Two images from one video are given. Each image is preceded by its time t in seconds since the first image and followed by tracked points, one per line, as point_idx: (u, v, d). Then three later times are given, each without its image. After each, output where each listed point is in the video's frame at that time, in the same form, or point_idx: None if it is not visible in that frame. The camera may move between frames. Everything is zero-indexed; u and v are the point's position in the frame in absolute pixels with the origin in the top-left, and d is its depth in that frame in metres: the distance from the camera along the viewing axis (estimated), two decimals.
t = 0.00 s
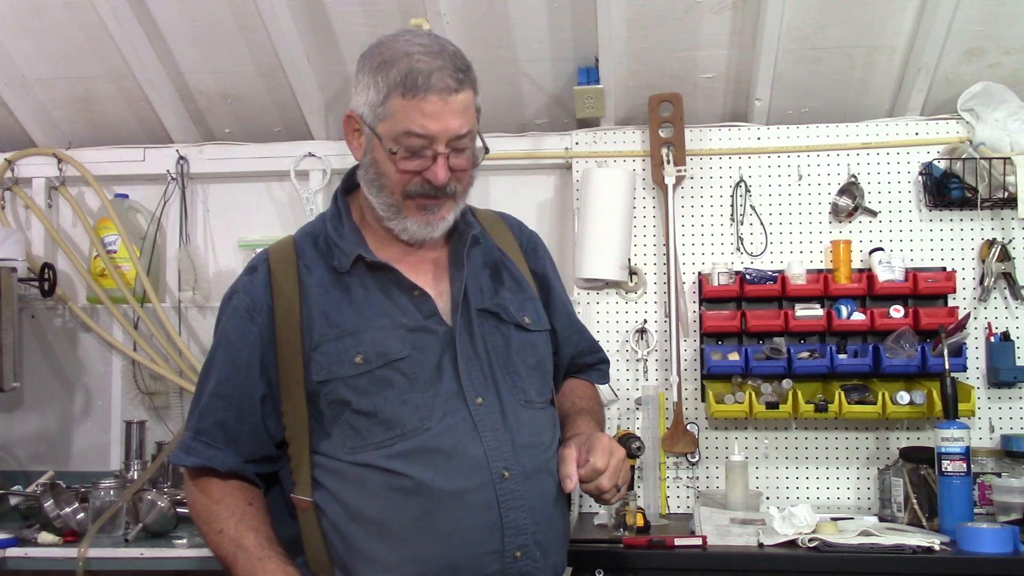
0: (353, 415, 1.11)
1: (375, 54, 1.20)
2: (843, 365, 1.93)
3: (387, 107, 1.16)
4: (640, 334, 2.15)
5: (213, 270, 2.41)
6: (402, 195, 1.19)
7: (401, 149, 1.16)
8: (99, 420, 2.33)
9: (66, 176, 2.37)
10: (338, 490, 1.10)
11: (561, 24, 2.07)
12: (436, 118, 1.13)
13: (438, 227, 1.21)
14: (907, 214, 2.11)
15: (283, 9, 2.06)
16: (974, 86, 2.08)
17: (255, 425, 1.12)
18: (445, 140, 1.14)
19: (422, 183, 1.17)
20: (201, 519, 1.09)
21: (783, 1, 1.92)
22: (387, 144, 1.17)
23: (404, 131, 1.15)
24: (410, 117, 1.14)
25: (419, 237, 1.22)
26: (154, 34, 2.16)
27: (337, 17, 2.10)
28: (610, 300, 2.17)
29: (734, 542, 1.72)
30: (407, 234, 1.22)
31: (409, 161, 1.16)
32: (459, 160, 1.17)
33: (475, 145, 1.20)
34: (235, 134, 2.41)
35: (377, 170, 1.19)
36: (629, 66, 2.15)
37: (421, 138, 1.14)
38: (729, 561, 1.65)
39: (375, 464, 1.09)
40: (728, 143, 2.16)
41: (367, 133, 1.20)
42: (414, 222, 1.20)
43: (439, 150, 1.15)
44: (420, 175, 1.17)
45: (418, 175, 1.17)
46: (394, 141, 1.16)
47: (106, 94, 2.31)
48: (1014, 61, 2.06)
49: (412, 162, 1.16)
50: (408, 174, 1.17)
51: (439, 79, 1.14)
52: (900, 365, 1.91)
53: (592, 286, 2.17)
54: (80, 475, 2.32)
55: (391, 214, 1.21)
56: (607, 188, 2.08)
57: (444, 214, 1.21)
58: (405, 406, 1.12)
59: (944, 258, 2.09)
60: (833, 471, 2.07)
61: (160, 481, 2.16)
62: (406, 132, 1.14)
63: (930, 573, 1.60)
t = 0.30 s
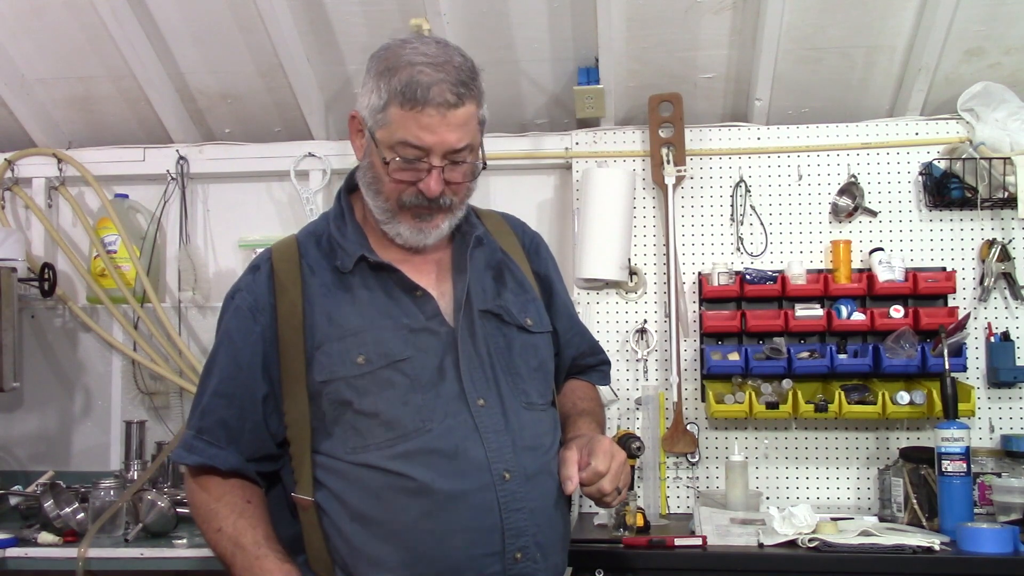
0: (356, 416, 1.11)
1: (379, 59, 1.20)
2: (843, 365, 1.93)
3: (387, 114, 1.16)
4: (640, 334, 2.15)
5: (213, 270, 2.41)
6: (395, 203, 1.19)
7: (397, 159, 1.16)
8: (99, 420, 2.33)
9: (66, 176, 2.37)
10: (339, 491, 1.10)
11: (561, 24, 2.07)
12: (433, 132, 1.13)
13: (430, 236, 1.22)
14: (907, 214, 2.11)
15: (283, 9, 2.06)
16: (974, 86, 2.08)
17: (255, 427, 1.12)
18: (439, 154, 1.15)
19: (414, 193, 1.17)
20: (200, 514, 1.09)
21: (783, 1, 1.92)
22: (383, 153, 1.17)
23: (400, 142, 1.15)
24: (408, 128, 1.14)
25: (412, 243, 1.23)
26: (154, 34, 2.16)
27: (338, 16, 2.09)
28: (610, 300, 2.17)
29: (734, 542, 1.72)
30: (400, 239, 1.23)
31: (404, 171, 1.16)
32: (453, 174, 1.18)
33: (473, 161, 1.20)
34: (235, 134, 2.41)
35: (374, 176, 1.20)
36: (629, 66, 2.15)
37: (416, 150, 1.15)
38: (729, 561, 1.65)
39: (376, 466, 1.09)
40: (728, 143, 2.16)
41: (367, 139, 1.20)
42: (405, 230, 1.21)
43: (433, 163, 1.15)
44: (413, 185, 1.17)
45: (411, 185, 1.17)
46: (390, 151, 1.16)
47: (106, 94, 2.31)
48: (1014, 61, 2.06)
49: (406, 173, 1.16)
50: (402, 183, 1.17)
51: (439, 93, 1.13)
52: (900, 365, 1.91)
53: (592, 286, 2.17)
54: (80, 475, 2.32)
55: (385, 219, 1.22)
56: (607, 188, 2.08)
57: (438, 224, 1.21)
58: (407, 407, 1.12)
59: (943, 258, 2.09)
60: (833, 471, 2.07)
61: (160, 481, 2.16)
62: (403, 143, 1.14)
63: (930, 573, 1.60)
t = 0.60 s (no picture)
0: (359, 417, 1.12)
1: (388, 56, 1.19)
2: (843, 365, 1.93)
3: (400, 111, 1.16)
4: (640, 334, 2.15)
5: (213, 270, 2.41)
6: (423, 199, 1.18)
7: (424, 152, 1.15)
8: (99, 420, 2.33)
9: (66, 176, 2.37)
10: (343, 492, 1.10)
11: (561, 24, 2.07)
12: (459, 120, 1.13)
13: (455, 229, 1.21)
14: (907, 214, 2.11)
15: (282, 9, 2.06)
16: (974, 86, 2.08)
17: (257, 428, 1.12)
18: (467, 143, 1.15)
19: (443, 185, 1.17)
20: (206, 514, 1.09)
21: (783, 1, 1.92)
22: (408, 148, 1.16)
23: (426, 134, 1.14)
24: (433, 119, 1.13)
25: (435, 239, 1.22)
26: (154, 33, 2.16)
27: (338, 16, 2.09)
28: (610, 300, 2.17)
29: (734, 542, 1.72)
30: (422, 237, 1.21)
31: (431, 164, 1.15)
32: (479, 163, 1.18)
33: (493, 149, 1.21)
34: (235, 133, 2.41)
35: (396, 174, 1.18)
36: (629, 66, 2.15)
37: (443, 141, 1.14)
38: (730, 561, 1.65)
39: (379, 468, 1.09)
40: (728, 143, 2.16)
41: (383, 137, 1.18)
42: (432, 225, 1.19)
43: (462, 153, 1.15)
44: (441, 177, 1.16)
45: (439, 178, 1.16)
46: (415, 144, 1.15)
47: (106, 93, 2.31)
48: (1014, 61, 2.06)
49: (434, 165, 1.15)
50: (429, 177, 1.16)
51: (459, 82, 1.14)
52: (900, 365, 1.91)
53: (592, 286, 2.17)
54: (80, 475, 2.32)
55: (408, 217, 1.20)
56: (607, 188, 2.08)
57: (462, 217, 1.21)
58: (410, 409, 1.12)
59: (943, 258, 2.09)
60: (833, 471, 2.07)
61: (160, 481, 2.16)
62: (430, 135, 1.14)
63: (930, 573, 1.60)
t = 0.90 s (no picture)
0: (387, 420, 1.08)
1: (418, 53, 1.16)
2: (843, 365, 1.93)
3: (428, 104, 1.12)
4: (640, 334, 2.15)
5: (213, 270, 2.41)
6: (454, 196, 1.14)
7: (458, 149, 1.11)
8: (99, 420, 2.33)
9: (66, 176, 2.37)
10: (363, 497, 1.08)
11: (561, 24, 2.07)
12: (490, 116, 1.11)
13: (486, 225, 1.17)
14: (907, 214, 2.11)
15: (283, 9, 2.05)
16: (974, 86, 2.08)
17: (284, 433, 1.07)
18: (498, 140, 1.12)
19: (475, 181, 1.13)
20: (244, 515, 1.04)
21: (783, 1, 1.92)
22: (441, 145, 1.12)
23: (460, 131, 1.11)
24: (467, 116, 1.10)
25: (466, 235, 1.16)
26: (154, 33, 2.16)
27: (338, 16, 2.09)
28: (610, 300, 2.17)
29: (734, 542, 1.72)
30: (453, 234, 1.16)
31: (463, 160, 1.12)
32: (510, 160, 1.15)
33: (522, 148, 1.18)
34: (235, 134, 2.41)
35: (428, 172, 1.13)
36: (629, 66, 2.15)
37: (475, 137, 1.11)
38: (729, 561, 1.65)
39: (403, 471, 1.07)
40: (728, 143, 2.17)
41: (414, 135, 1.14)
42: (464, 222, 1.15)
43: (493, 150, 1.12)
44: (474, 174, 1.13)
45: (471, 174, 1.13)
46: (449, 141, 1.12)
47: (106, 93, 2.30)
48: (1015, 61, 2.05)
49: (466, 162, 1.12)
50: (461, 173, 1.13)
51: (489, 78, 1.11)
52: (900, 365, 1.91)
53: (592, 286, 2.17)
54: (81, 475, 2.32)
55: (437, 214, 1.15)
56: (607, 188, 2.08)
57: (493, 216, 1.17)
58: (440, 413, 1.09)
59: (944, 258, 2.09)
60: (833, 471, 2.07)
61: (160, 481, 2.16)
62: (464, 131, 1.10)
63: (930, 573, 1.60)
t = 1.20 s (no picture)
0: (478, 419, 0.85)
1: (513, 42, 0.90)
2: (843, 365, 1.93)
3: (515, 98, 0.86)
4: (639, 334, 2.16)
5: (213, 270, 2.41)
6: (548, 200, 0.88)
7: (554, 153, 0.85)
8: (99, 420, 2.33)
9: (66, 176, 2.37)
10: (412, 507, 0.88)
11: (561, 24, 2.07)
12: (592, 117, 0.85)
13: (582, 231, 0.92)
14: (906, 214, 2.11)
15: (283, 10, 2.05)
16: (974, 86, 2.08)
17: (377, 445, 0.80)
18: (598, 141, 0.86)
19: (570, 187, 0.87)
20: (382, 526, 0.78)
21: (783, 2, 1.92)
22: (537, 145, 0.85)
23: (558, 133, 0.84)
24: (562, 116, 0.84)
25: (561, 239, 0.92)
26: (154, 34, 2.16)
27: (338, 17, 2.10)
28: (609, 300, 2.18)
29: (734, 542, 1.72)
30: (546, 238, 0.92)
31: (556, 163, 0.85)
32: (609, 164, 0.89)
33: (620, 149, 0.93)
34: (235, 134, 2.41)
35: (520, 171, 0.87)
36: (629, 66, 2.15)
37: (571, 139, 0.84)
38: (729, 561, 1.65)
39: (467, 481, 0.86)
40: (728, 143, 2.17)
41: (507, 130, 0.87)
42: (559, 228, 0.90)
43: (591, 153, 0.85)
44: (571, 178, 0.86)
45: (565, 178, 0.86)
46: (543, 145, 0.85)
47: (107, 94, 2.31)
48: (1015, 61, 2.05)
49: (559, 164, 0.85)
50: (554, 177, 0.86)
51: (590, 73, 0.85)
52: (900, 365, 1.91)
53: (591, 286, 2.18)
54: (81, 475, 2.32)
55: (532, 217, 0.89)
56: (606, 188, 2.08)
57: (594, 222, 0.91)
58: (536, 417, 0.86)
59: (944, 258, 2.09)
60: (833, 471, 2.07)
61: (160, 481, 2.16)
62: (558, 132, 0.84)
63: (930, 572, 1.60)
